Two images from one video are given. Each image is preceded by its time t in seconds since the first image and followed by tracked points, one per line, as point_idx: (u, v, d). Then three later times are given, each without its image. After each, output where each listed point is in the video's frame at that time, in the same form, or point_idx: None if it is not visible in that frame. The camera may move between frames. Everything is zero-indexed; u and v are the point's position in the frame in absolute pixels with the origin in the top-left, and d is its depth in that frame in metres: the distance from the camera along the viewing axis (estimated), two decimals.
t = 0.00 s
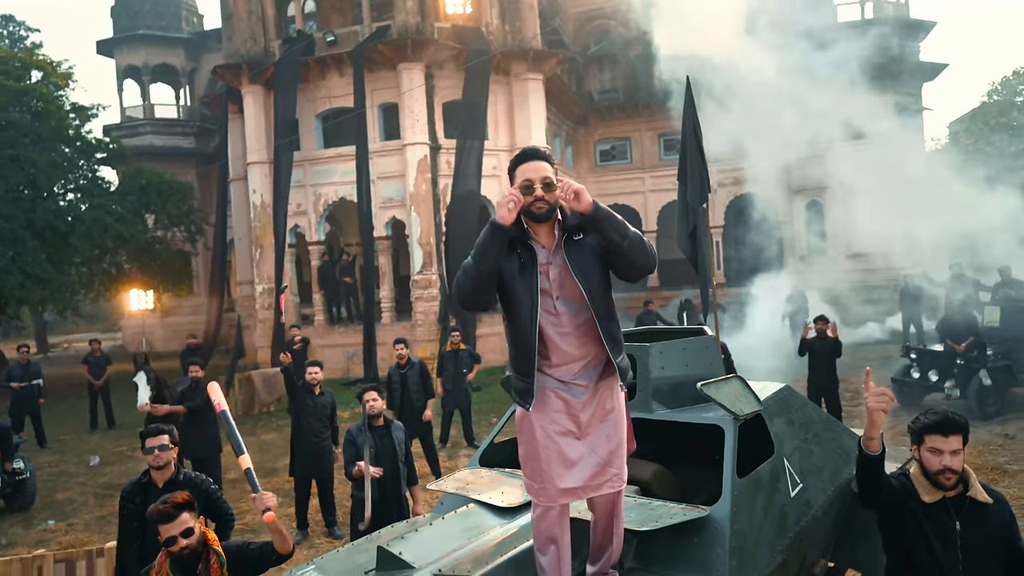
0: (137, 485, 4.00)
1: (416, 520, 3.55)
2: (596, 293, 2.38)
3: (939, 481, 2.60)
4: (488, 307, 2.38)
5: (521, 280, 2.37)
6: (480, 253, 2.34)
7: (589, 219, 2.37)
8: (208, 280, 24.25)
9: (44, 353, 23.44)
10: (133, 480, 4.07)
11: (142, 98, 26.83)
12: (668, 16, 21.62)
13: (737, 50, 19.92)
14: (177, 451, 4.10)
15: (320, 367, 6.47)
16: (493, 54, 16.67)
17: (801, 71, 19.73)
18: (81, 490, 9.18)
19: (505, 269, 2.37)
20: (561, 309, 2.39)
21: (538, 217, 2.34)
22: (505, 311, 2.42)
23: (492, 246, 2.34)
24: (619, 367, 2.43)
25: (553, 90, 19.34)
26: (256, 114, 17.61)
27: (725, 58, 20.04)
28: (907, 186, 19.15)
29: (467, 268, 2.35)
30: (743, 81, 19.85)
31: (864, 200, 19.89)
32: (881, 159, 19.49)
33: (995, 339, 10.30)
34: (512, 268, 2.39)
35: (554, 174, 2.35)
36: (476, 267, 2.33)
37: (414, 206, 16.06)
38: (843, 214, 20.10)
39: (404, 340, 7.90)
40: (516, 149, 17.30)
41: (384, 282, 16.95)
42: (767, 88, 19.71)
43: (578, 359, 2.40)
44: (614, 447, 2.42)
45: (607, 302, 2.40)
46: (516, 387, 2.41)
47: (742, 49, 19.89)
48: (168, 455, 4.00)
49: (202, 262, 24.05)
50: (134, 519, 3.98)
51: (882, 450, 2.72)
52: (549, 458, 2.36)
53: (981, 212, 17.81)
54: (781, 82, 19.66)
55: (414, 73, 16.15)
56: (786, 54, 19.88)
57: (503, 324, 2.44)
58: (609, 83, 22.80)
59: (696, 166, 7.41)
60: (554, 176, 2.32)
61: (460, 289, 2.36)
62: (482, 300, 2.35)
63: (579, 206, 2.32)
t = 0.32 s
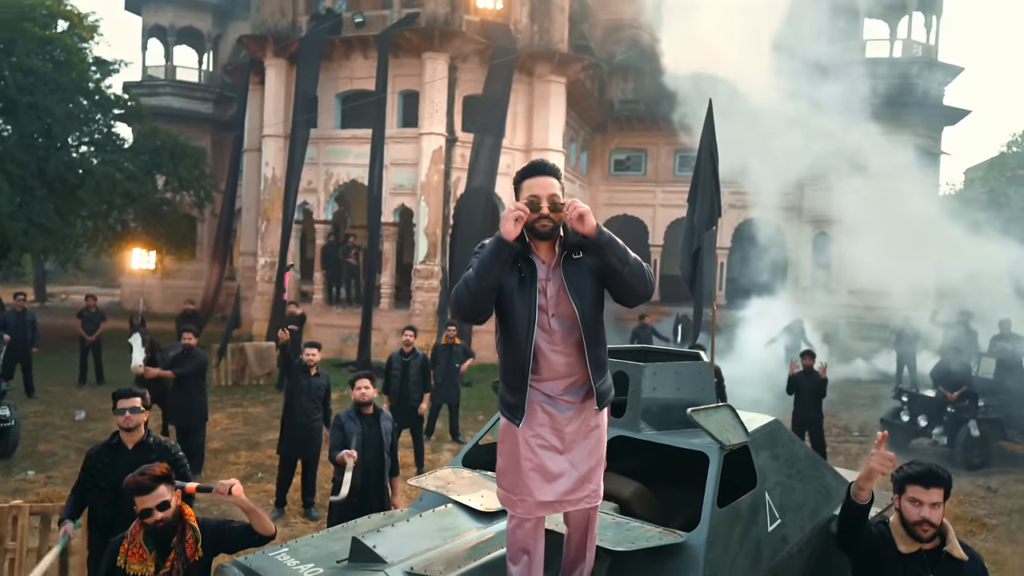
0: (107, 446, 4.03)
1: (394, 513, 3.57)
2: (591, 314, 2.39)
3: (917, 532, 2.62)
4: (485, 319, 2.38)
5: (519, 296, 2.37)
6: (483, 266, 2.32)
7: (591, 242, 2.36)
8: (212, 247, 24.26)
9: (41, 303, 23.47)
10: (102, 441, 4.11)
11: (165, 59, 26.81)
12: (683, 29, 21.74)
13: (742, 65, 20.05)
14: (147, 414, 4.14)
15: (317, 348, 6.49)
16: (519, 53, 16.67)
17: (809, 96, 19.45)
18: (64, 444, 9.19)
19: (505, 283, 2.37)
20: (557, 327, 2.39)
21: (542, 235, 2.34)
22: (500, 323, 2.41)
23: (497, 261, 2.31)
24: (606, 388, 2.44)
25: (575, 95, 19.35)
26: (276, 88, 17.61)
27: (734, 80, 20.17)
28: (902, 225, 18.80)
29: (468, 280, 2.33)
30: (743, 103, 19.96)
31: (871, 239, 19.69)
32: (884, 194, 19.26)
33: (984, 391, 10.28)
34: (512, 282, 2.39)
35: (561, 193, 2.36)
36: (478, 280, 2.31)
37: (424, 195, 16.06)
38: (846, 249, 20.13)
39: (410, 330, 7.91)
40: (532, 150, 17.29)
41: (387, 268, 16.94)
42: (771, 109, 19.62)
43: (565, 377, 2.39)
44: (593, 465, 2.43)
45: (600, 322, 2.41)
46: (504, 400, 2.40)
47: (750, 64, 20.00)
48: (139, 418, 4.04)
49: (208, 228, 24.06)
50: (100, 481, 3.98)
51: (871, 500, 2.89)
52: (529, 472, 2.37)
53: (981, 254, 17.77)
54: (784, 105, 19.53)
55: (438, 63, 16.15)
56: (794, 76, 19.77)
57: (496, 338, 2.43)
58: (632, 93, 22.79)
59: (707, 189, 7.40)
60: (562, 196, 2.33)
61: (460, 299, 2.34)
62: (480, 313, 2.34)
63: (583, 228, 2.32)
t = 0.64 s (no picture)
0: (92, 424, 4.04)
1: (380, 511, 3.57)
2: (586, 331, 2.40)
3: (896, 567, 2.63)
4: (481, 331, 2.38)
5: (516, 311, 2.38)
6: (483, 280, 2.32)
7: (591, 261, 2.37)
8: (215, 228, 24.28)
9: (41, 273, 23.47)
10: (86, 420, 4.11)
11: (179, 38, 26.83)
12: (690, 37, 21.58)
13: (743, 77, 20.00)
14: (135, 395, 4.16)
15: (315, 338, 6.48)
16: (534, 55, 16.68)
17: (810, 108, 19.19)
18: (55, 416, 9.19)
19: (503, 297, 2.37)
20: (553, 343, 2.40)
21: (543, 252, 2.35)
22: (496, 336, 2.42)
23: (497, 276, 2.31)
24: (597, 403, 2.44)
25: (587, 100, 19.37)
26: (290, 74, 17.63)
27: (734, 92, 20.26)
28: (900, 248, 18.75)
29: (467, 292, 2.34)
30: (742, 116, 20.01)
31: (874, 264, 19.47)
32: (885, 219, 19.10)
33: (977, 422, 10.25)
34: (510, 296, 2.40)
35: (565, 211, 2.37)
36: (477, 294, 2.31)
37: (430, 190, 16.07)
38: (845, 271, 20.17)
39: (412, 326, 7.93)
40: (541, 152, 17.30)
41: (389, 261, 16.95)
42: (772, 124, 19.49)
43: (556, 390, 2.40)
44: (577, 477, 2.43)
45: (595, 340, 2.42)
46: (496, 411, 2.40)
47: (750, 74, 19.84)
48: (126, 398, 4.06)
49: (212, 209, 24.08)
50: (84, 460, 3.99)
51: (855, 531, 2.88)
52: (517, 481, 2.36)
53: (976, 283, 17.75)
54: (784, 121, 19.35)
55: (453, 59, 16.17)
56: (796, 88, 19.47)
57: (491, 350, 2.44)
58: (644, 102, 22.72)
59: (713, 204, 7.38)
60: (564, 213, 2.34)
61: (459, 311, 2.34)
62: (477, 326, 2.34)
63: (585, 250, 2.33)
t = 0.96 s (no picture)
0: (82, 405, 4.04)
1: (367, 510, 3.58)
2: (581, 343, 2.42)
3: None
4: (478, 340, 2.38)
5: (514, 320, 2.39)
6: (483, 290, 2.33)
7: (590, 275, 2.38)
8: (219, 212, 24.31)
9: (42, 248, 23.50)
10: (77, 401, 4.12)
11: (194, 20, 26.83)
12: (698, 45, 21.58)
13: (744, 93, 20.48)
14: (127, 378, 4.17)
15: (314, 329, 6.47)
16: (548, 58, 16.69)
17: (813, 122, 19.20)
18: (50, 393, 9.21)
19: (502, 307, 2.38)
20: (548, 353, 2.41)
21: (543, 263, 2.35)
22: (493, 345, 2.43)
23: (497, 287, 2.32)
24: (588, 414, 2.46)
25: (597, 105, 19.37)
26: (302, 63, 17.64)
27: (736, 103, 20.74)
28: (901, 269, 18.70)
29: (467, 301, 2.35)
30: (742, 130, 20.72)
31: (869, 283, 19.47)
32: (880, 236, 19.32)
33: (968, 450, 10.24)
34: (508, 306, 2.41)
35: (566, 224, 2.38)
36: (477, 303, 2.32)
37: (436, 187, 16.08)
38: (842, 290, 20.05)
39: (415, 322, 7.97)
40: (548, 155, 17.31)
41: (391, 255, 16.95)
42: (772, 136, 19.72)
43: (550, 401, 2.41)
44: (565, 487, 2.44)
45: (591, 352, 2.44)
46: (488, 417, 2.41)
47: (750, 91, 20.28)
48: (118, 380, 4.06)
49: (217, 193, 24.10)
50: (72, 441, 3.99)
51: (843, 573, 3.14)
52: (505, 490, 2.36)
53: (971, 309, 17.49)
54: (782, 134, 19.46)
55: (465, 58, 16.19)
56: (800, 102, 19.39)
57: (486, 358, 2.45)
58: (654, 109, 22.72)
59: (717, 220, 7.40)
60: (565, 225, 2.35)
61: (457, 320, 2.36)
62: (475, 334, 2.35)
63: (585, 264, 2.35)
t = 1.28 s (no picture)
0: (75, 386, 4.07)
1: (354, 508, 3.60)
2: (576, 357, 2.43)
3: None
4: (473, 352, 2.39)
5: (510, 331, 2.39)
6: (482, 300, 2.34)
7: (589, 290, 2.40)
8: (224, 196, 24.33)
9: (46, 223, 23.54)
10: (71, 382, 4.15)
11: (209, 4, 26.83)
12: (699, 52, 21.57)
13: (747, 105, 20.31)
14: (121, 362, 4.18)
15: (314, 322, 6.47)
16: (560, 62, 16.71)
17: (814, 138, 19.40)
18: (45, 369, 9.25)
19: (498, 318, 2.39)
20: (543, 365, 2.42)
21: (542, 276, 2.37)
22: (488, 356, 2.44)
23: (496, 298, 2.33)
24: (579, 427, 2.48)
25: (607, 111, 19.39)
26: (315, 53, 17.65)
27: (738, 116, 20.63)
28: (899, 291, 18.78)
29: (465, 312, 2.36)
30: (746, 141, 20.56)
31: (863, 303, 19.59)
32: (879, 255, 19.37)
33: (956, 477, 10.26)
34: (505, 317, 2.41)
35: (567, 238, 2.40)
36: (476, 314, 2.33)
37: (441, 185, 16.11)
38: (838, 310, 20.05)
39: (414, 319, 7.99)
40: (555, 159, 17.35)
41: (392, 250, 16.98)
42: (778, 152, 19.77)
43: (542, 414, 2.42)
44: (551, 499, 2.45)
45: (584, 367, 2.45)
46: (479, 427, 2.41)
47: (751, 103, 20.17)
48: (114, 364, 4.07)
49: (223, 177, 24.11)
50: (63, 421, 4.01)
51: None
52: (491, 500, 2.37)
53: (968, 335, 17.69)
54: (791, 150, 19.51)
55: (478, 57, 16.22)
56: (806, 119, 19.59)
57: (481, 368, 2.46)
58: (663, 119, 22.72)
59: (718, 236, 7.41)
60: (566, 239, 2.36)
61: (455, 329, 2.36)
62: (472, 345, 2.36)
63: (584, 278, 2.36)
